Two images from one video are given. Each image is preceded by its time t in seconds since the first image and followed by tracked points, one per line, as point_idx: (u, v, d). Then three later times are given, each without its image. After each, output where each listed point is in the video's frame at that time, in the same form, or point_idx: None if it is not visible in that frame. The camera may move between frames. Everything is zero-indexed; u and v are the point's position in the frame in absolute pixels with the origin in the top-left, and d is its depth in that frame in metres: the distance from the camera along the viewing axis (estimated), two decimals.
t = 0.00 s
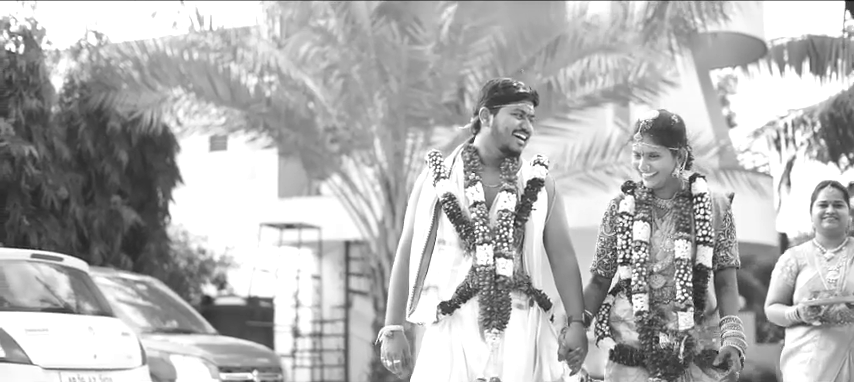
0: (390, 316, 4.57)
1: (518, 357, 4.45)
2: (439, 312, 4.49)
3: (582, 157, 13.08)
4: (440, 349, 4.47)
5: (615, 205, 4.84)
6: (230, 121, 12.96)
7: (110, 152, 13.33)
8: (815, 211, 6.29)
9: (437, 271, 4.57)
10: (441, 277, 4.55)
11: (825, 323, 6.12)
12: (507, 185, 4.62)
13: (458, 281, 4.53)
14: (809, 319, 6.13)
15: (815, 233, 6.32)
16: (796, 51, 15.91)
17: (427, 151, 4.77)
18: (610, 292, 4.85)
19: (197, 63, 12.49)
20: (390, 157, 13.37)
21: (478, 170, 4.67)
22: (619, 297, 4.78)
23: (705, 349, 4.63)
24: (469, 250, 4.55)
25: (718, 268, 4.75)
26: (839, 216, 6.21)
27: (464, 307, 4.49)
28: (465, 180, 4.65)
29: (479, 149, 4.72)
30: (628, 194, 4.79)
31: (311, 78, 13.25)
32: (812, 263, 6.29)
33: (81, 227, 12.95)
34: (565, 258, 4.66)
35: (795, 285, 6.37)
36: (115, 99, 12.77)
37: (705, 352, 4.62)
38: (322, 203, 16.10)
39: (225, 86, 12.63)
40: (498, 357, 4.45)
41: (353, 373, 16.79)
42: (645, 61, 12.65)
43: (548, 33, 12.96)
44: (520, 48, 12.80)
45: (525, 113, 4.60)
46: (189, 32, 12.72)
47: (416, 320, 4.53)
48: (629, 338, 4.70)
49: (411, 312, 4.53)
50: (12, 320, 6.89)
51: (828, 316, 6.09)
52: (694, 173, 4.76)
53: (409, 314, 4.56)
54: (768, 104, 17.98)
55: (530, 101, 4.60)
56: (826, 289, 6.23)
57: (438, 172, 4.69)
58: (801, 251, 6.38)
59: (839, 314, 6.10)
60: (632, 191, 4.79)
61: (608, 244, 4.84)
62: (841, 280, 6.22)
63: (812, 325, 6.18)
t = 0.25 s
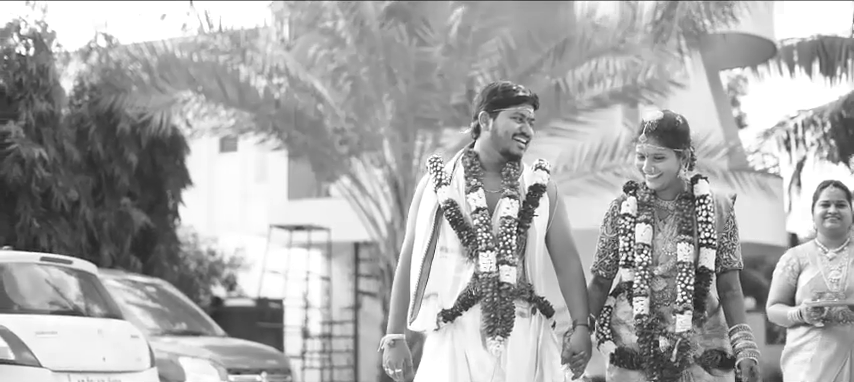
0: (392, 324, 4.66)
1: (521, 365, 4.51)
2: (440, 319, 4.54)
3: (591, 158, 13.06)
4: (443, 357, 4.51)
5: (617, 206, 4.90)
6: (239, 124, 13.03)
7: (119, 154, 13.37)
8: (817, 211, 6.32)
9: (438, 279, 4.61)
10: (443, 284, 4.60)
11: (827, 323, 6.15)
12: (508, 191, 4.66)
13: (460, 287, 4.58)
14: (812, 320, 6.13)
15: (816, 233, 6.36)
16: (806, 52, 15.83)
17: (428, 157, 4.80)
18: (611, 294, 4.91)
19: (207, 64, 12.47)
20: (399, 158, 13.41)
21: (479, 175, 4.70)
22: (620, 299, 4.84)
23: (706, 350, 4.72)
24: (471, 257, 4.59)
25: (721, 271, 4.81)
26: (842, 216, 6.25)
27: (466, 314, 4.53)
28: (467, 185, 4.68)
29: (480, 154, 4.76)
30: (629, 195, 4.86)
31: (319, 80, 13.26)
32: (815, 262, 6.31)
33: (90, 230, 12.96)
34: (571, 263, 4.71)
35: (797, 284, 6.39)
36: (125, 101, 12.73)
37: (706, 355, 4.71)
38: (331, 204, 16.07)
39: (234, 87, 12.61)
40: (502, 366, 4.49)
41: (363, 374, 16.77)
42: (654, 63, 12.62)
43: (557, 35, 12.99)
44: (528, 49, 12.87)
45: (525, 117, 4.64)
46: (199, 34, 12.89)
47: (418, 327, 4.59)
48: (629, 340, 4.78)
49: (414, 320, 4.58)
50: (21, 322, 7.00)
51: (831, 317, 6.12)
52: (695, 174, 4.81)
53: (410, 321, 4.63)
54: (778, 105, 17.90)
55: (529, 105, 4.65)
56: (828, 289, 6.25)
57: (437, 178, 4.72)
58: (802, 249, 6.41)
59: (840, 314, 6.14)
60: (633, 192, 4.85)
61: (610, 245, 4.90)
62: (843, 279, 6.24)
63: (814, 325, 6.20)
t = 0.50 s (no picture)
0: (392, 333, 4.69)
1: (521, 371, 4.56)
2: (439, 326, 4.59)
3: (600, 159, 13.02)
4: (445, 363, 4.56)
5: (618, 208, 4.95)
6: (248, 127, 13.00)
7: (129, 156, 13.45)
8: (819, 210, 6.38)
9: (438, 285, 4.65)
10: (443, 291, 4.65)
11: (830, 322, 6.16)
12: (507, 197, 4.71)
13: (460, 294, 4.62)
14: (816, 320, 6.13)
15: (818, 232, 6.38)
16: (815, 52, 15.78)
17: (427, 163, 4.86)
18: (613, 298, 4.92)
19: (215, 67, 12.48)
20: (408, 162, 13.29)
21: (479, 181, 4.76)
22: (621, 304, 4.86)
23: (710, 354, 4.73)
24: (471, 264, 4.63)
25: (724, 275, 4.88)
26: (844, 215, 6.29)
27: (467, 321, 4.57)
28: (466, 191, 4.73)
29: (480, 159, 4.82)
30: (631, 198, 4.91)
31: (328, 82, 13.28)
32: (817, 261, 6.31)
33: (101, 232, 13.01)
34: (573, 268, 4.77)
35: (800, 283, 6.37)
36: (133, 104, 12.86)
37: (709, 358, 4.72)
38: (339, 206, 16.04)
39: (243, 88, 12.59)
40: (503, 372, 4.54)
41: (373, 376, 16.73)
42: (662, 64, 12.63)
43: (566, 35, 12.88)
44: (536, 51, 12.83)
45: (522, 121, 4.69)
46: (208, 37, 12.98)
47: (419, 336, 4.61)
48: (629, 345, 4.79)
49: (414, 329, 4.60)
50: (32, 324, 7.05)
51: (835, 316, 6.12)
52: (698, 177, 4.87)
53: (412, 330, 4.65)
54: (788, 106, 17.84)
55: (527, 109, 4.70)
56: (831, 288, 6.25)
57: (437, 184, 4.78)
58: (804, 248, 6.42)
59: (844, 313, 6.15)
60: (635, 195, 4.90)
61: (612, 248, 4.94)
62: (846, 279, 6.24)
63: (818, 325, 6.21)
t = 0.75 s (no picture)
0: (391, 341, 4.72)
1: (522, 377, 4.62)
2: (439, 332, 4.65)
3: (608, 162, 12.94)
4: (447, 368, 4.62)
5: (620, 213, 4.97)
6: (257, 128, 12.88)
7: (139, 158, 13.50)
8: (822, 210, 6.37)
9: (436, 291, 4.72)
10: (441, 296, 4.72)
11: (833, 324, 6.17)
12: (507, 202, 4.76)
13: (460, 300, 4.68)
14: (820, 321, 6.13)
15: (821, 232, 6.36)
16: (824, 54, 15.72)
17: (425, 168, 4.91)
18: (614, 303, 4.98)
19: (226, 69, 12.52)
20: (417, 165, 13.24)
21: (477, 185, 4.80)
22: (623, 310, 4.91)
23: (711, 359, 4.78)
24: (469, 269, 4.68)
25: (727, 279, 4.91)
26: (847, 215, 6.27)
27: (466, 327, 4.63)
28: (463, 196, 4.78)
29: (477, 163, 4.86)
30: (632, 203, 4.93)
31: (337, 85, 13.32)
32: (820, 263, 6.30)
33: (111, 234, 13.08)
34: (574, 272, 4.81)
35: (802, 284, 6.37)
36: (144, 105, 12.82)
37: (709, 363, 4.77)
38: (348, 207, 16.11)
39: (253, 91, 12.55)
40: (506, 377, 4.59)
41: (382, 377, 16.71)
42: (670, 65, 12.55)
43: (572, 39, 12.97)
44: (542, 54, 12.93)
45: (516, 124, 4.72)
46: (218, 39, 12.86)
47: (417, 342, 4.69)
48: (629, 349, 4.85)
49: (411, 336, 4.69)
50: (40, 326, 7.18)
51: (840, 317, 6.12)
52: (700, 181, 4.89)
53: (410, 337, 4.73)
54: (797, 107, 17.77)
55: (522, 112, 4.74)
56: (835, 289, 6.24)
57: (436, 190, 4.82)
58: (807, 248, 6.40)
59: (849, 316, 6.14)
60: (636, 200, 4.93)
61: (613, 254, 4.98)
62: (850, 280, 6.24)
63: (821, 327, 6.22)
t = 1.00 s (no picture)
0: (389, 347, 4.88)
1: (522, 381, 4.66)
2: (436, 335, 4.70)
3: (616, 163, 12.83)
4: (446, 371, 4.67)
5: (622, 218, 4.99)
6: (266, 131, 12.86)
7: (149, 160, 13.57)
8: (826, 211, 6.37)
9: (434, 294, 4.77)
10: (439, 300, 4.76)
11: (837, 327, 6.20)
12: (503, 204, 4.81)
13: (458, 304, 4.73)
14: (824, 323, 6.12)
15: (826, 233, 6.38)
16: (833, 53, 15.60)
17: (422, 172, 4.97)
18: (616, 310, 5.01)
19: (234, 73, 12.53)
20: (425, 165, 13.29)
21: (473, 188, 4.86)
22: (624, 316, 4.95)
23: (713, 367, 4.79)
24: (466, 272, 4.75)
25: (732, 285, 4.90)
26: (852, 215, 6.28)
27: (464, 330, 4.67)
28: (459, 198, 4.84)
29: (473, 166, 4.93)
30: (634, 209, 4.95)
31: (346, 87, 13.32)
32: (826, 264, 6.31)
33: (120, 236, 13.09)
34: (571, 275, 4.87)
35: (805, 285, 6.39)
36: (154, 108, 12.76)
37: (711, 371, 4.77)
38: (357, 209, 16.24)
39: (262, 93, 12.55)
40: None
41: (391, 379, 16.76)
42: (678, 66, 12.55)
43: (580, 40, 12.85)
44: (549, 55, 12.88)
45: (510, 125, 4.77)
46: (228, 41, 12.93)
47: (414, 347, 4.73)
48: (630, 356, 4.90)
49: (408, 340, 4.73)
50: (50, 329, 7.23)
51: (843, 320, 6.12)
52: (703, 185, 4.92)
53: (409, 341, 4.77)
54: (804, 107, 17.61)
55: (517, 112, 4.78)
56: (840, 291, 6.26)
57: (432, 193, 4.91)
58: (812, 249, 6.40)
59: None
60: (638, 206, 4.95)
61: (615, 261, 5.00)
62: None
63: (826, 330, 6.26)
